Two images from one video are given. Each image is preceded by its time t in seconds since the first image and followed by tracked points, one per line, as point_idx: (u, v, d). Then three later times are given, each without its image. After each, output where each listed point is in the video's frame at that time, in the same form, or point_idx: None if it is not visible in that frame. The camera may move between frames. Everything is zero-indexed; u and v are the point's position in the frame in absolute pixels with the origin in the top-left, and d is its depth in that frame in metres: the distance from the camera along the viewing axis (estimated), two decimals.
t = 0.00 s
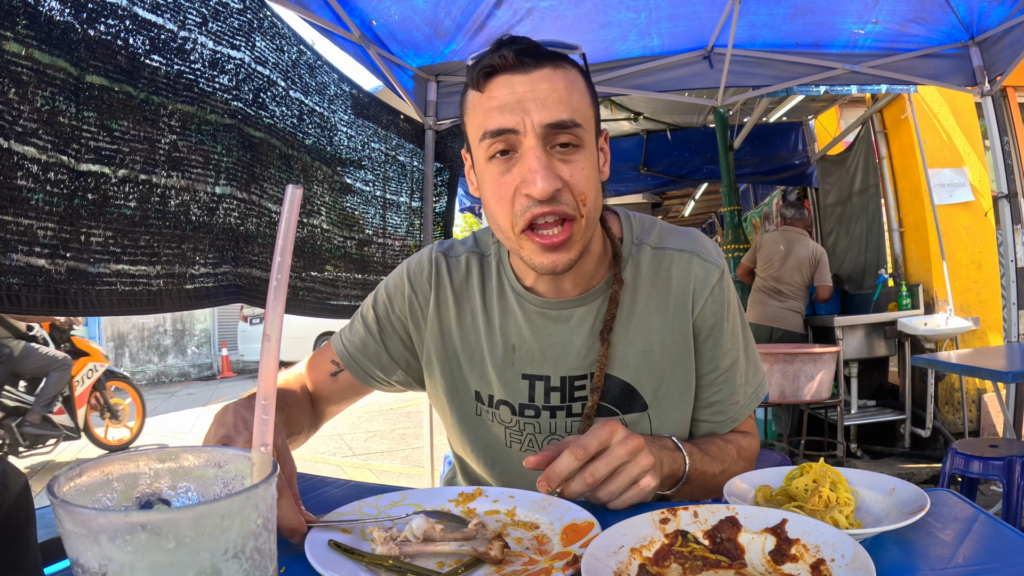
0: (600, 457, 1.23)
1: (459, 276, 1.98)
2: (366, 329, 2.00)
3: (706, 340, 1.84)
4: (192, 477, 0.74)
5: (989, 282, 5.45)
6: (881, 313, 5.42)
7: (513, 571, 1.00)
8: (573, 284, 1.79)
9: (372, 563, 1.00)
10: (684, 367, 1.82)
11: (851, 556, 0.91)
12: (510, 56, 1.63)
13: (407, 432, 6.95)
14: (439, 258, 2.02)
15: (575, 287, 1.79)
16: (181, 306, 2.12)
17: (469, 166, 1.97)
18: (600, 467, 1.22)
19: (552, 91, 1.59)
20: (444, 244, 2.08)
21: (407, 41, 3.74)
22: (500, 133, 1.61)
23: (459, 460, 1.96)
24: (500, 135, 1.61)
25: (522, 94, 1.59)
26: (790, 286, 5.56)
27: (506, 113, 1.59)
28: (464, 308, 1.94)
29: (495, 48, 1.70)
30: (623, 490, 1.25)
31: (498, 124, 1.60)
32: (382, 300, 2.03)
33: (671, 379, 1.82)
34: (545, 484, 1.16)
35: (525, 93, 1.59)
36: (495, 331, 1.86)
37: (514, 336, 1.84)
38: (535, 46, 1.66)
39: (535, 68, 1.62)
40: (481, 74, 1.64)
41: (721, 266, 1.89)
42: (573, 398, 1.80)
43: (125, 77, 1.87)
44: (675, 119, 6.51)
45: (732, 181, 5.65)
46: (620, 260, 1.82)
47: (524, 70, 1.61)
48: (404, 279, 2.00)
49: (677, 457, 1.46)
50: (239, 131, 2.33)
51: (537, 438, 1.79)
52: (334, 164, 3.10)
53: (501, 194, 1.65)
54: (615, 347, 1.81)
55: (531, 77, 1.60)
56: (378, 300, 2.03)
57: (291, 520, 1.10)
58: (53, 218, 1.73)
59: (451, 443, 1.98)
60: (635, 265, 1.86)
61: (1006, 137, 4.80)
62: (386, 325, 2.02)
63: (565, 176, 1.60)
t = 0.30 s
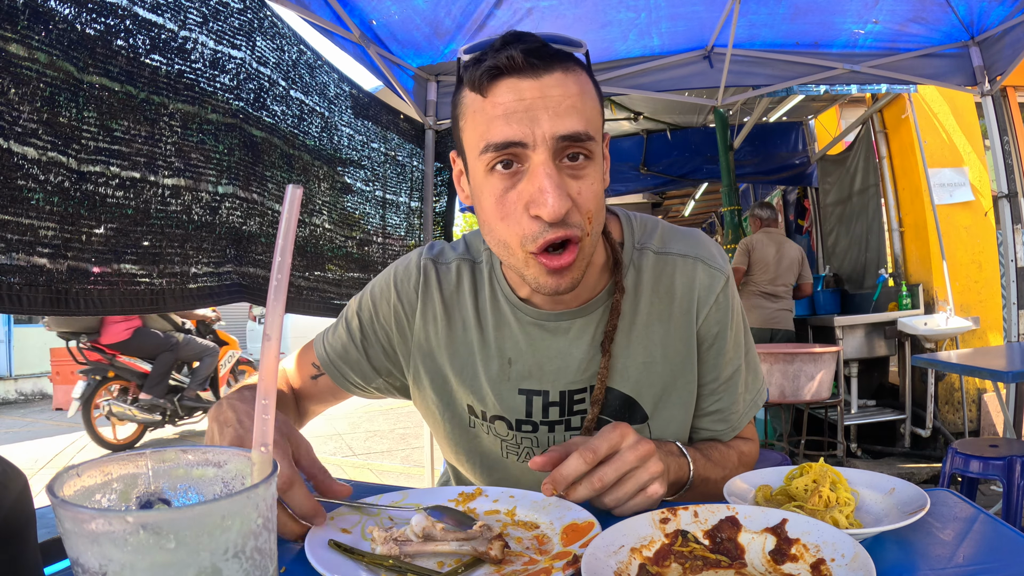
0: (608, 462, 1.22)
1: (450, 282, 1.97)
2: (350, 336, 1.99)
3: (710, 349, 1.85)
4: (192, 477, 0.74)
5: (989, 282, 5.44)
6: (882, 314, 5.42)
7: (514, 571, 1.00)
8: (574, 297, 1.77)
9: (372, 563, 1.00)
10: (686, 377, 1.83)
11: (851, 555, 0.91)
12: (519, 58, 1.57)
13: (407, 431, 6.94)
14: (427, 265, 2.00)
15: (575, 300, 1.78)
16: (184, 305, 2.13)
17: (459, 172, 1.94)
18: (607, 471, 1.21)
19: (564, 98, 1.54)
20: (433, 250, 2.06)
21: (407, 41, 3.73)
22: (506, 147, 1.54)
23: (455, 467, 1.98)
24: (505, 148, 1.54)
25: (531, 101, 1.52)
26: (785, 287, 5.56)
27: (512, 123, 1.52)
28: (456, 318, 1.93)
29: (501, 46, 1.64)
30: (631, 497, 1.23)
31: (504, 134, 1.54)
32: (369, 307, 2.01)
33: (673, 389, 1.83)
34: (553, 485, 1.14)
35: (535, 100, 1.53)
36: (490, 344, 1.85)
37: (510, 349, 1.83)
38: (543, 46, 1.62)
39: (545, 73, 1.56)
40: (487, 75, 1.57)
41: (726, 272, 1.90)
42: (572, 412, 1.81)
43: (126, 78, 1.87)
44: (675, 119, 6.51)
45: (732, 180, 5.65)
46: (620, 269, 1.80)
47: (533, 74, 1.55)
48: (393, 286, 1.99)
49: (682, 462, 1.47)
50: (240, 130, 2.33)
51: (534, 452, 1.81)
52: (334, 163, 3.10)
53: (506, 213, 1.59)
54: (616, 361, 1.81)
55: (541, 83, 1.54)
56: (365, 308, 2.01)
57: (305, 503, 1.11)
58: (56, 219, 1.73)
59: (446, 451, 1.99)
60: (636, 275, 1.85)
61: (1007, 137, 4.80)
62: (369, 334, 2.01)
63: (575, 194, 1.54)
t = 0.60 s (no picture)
0: (616, 459, 1.22)
1: (450, 288, 1.96)
2: (351, 347, 1.99)
3: (717, 350, 1.85)
4: (192, 476, 0.74)
5: (989, 282, 5.44)
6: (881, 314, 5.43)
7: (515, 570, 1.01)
8: (573, 302, 1.77)
9: (372, 563, 1.00)
10: (691, 378, 1.83)
11: (852, 556, 0.91)
12: (472, 86, 1.46)
13: (407, 430, 6.94)
14: (426, 270, 1.99)
15: (576, 304, 1.77)
16: (184, 306, 2.12)
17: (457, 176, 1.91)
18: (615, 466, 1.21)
19: (525, 123, 1.43)
20: (432, 255, 2.06)
21: (407, 41, 3.73)
22: (468, 182, 1.46)
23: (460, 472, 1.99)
24: (468, 183, 1.46)
25: (493, 129, 1.43)
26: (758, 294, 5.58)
27: (472, 158, 1.44)
28: (457, 324, 1.93)
29: (460, 70, 1.55)
30: (631, 498, 1.23)
31: (466, 169, 1.46)
32: (370, 316, 2.01)
33: (679, 391, 1.83)
34: (561, 465, 1.16)
35: (496, 129, 1.43)
36: (490, 350, 1.85)
37: (510, 355, 1.83)
38: (506, 65, 1.50)
39: (507, 91, 1.45)
40: (444, 106, 1.48)
41: (731, 271, 1.90)
42: (573, 417, 1.80)
43: (128, 77, 1.88)
44: (676, 118, 6.51)
45: (733, 180, 5.68)
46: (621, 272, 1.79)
47: (490, 103, 1.44)
48: (392, 294, 1.98)
49: (693, 472, 1.45)
50: (240, 130, 2.33)
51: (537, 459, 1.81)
52: (334, 164, 3.10)
53: (478, 239, 1.55)
54: (619, 363, 1.81)
55: (500, 110, 1.44)
56: (365, 317, 2.02)
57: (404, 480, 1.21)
58: (56, 218, 1.73)
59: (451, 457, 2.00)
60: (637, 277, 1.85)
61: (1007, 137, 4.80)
62: (372, 344, 2.02)
63: (545, 221, 1.48)
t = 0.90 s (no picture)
0: (615, 456, 1.22)
1: (454, 284, 1.96)
2: (356, 347, 1.99)
3: (713, 346, 1.86)
4: (191, 476, 0.74)
5: (989, 282, 5.45)
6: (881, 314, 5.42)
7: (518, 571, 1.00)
8: (573, 298, 1.77)
9: (372, 563, 1.00)
10: (689, 375, 1.83)
11: (852, 556, 0.91)
12: (468, 96, 1.45)
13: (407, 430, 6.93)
14: (430, 270, 1.99)
15: (574, 299, 1.77)
16: (183, 306, 2.12)
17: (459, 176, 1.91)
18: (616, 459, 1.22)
19: (519, 133, 1.42)
20: (435, 255, 2.05)
21: (407, 41, 3.73)
22: (465, 185, 1.47)
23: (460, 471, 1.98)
24: (466, 187, 1.47)
25: (485, 139, 1.43)
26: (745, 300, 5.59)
27: (467, 164, 1.45)
28: (461, 322, 1.93)
29: (459, 79, 1.53)
30: (632, 495, 1.23)
31: (462, 176, 1.47)
32: (374, 316, 2.00)
33: (677, 387, 1.83)
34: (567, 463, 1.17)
35: (489, 139, 1.43)
36: (492, 346, 1.85)
37: (510, 350, 1.83)
38: (503, 74, 1.49)
39: (512, 90, 1.46)
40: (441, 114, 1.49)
41: (727, 270, 1.91)
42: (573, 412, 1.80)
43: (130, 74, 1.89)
44: (676, 118, 6.51)
45: (732, 180, 5.63)
46: (620, 270, 1.80)
47: (485, 112, 1.44)
48: (397, 291, 1.97)
49: (689, 470, 1.45)
50: (240, 130, 2.33)
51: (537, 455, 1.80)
52: (332, 164, 3.10)
53: (475, 239, 1.56)
54: (618, 358, 1.82)
55: (494, 120, 1.43)
56: (369, 316, 2.01)
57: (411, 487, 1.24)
58: (56, 216, 1.73)
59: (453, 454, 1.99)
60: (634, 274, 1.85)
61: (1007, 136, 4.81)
62: (377, 343, 2.01)
63: (536, 226, 1.49)
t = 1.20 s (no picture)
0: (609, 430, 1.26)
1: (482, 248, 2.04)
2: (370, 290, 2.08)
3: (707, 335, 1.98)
4: (204, 468, 0.78)
5: (981, 279, 5.56)
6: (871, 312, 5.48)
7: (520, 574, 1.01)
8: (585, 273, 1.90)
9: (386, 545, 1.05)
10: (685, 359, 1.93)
11: (836, 549, 0.95)
12: (547, 53, 1.72)
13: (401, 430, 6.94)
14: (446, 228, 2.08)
15: (586, 275, 1.90)
16: (164, 307, 2.29)
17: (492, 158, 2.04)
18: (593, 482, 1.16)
19: (582, 90, 1.69)
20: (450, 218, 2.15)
21: (402, 41, 3.75)
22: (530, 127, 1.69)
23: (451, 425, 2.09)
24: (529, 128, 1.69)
25: (555, 90, 1.68)
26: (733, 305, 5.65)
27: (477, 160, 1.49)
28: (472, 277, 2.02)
29: (533, 45, 1.79)
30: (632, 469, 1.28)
31: (529, 117, 1.69)
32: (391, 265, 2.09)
33: (671, 370, 1.93)
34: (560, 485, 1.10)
35: (558, 89, 1.68)
36: (510, 308, 1.94)
37: (524, 311, 1.94)
38: (570, 47, 1.75)
39: (569, 66, 1.71)
40: (518, 66, 1.73)
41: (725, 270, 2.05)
42: (572, 378, 1.91)
43: (111, 86, 2.06)
44: (669, 119, 6.57)
45: (725, 181, 5.67)
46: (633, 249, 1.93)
47: (559, 68, 1.70)
48: (427, 244, 2.00)
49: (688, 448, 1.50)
50: (223, 136, 2.49)
51: (534, 412, 1.91)
52: (321, 167, 3.26)
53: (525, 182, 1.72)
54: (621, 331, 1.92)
55: (564, 75, 1.69)
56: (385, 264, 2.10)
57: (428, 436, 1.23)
58: (38, 221, 1.90)
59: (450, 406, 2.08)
60: (644, 258, 1.97)
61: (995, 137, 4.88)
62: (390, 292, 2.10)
63: (587, 169, 1.68)
